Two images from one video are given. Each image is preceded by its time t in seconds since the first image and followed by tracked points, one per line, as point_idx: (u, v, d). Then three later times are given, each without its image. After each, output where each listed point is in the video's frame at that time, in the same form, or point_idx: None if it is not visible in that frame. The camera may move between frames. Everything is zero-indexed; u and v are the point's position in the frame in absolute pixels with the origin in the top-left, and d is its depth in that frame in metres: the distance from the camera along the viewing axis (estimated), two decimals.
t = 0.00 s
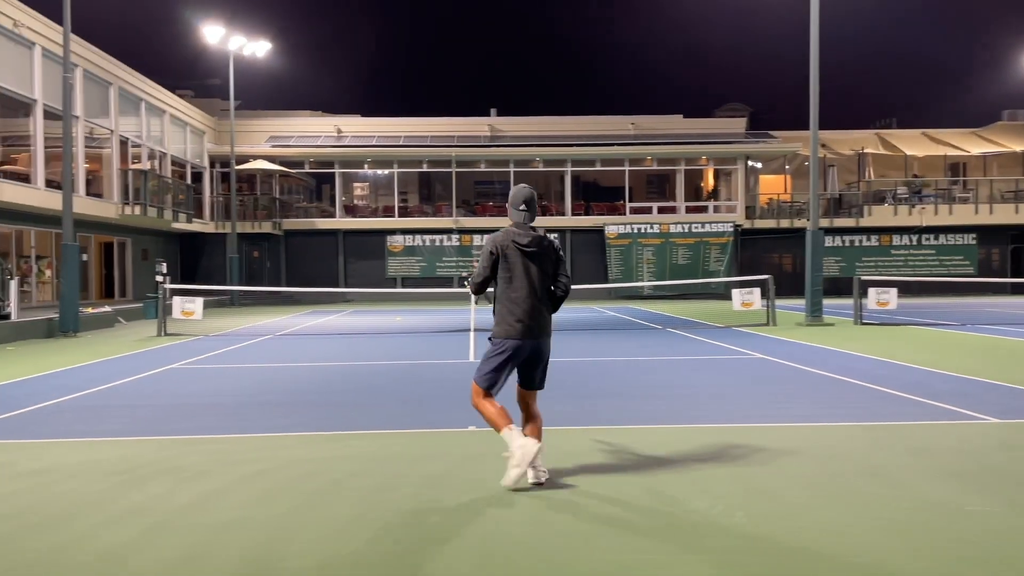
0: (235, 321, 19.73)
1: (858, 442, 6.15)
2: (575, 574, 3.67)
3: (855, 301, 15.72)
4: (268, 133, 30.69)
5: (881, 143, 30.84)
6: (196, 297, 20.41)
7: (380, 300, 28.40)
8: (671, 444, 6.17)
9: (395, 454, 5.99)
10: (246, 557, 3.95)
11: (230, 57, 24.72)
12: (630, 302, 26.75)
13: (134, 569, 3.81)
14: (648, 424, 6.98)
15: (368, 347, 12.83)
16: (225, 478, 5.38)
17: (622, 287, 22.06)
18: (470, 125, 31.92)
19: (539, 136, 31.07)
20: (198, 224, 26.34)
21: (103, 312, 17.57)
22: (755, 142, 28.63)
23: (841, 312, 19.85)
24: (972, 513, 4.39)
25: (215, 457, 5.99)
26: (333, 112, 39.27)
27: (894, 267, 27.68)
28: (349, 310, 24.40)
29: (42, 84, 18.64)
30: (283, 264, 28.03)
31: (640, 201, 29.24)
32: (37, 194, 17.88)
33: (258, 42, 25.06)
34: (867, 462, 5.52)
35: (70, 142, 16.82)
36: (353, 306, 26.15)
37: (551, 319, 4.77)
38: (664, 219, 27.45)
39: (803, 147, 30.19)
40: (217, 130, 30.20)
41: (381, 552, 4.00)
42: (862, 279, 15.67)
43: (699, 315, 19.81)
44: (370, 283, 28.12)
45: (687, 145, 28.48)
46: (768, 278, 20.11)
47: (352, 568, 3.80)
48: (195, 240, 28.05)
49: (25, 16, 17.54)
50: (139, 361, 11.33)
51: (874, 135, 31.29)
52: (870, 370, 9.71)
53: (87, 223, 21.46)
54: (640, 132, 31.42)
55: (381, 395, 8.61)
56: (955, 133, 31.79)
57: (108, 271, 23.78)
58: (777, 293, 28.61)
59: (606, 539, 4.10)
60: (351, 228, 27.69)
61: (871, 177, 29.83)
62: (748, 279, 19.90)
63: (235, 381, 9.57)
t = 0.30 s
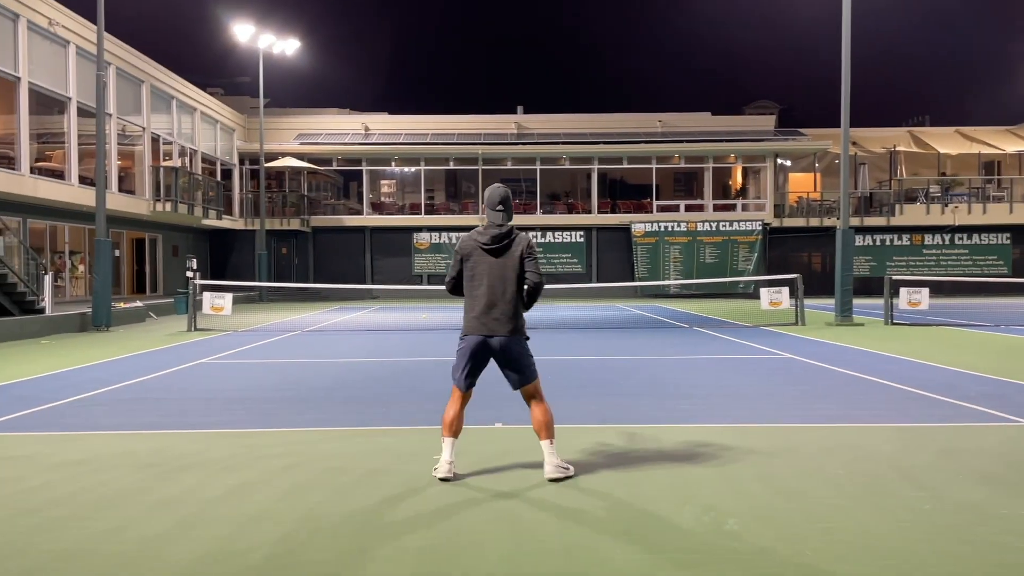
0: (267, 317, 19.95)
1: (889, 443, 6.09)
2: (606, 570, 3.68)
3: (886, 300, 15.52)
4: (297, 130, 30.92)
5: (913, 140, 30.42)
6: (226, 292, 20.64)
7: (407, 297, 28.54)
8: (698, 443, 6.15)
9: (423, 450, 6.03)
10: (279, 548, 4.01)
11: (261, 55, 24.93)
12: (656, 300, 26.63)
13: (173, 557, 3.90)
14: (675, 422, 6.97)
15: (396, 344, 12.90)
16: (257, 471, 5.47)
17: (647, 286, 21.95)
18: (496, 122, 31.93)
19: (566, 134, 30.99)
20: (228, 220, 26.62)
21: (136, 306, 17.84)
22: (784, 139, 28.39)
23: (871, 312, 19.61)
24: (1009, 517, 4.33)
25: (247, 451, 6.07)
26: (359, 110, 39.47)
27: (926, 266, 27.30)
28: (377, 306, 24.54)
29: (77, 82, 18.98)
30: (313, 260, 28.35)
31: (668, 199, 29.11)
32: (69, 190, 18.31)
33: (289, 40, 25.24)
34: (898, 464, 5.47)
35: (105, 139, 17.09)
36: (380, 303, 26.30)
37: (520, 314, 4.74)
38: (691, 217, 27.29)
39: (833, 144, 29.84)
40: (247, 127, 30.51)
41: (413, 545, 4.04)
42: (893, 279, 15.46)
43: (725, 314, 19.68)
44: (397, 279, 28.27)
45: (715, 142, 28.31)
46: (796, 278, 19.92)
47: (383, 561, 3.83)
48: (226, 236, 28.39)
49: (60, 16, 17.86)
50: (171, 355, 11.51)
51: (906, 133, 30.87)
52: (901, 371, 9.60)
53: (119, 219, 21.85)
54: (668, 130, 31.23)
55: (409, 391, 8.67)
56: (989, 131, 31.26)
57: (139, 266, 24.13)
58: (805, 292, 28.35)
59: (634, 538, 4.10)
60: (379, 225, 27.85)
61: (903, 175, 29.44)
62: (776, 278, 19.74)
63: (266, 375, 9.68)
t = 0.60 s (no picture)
0: (282, 314, 20.06)
1: (904, 444, 6.05)
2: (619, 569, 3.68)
3: (902, 300, 15.41)
4: (313, 128, 31.03)
5: (930, 139, 30.20)
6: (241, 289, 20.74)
7: (421, 295, 28.62)
8: (711, 442, 6.13)
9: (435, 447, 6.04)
10: (292, 545, 4.02)
11: (277, 53, 25.01)
12: (670, 299, 26.57)
13: (186, 552, 3.92)
14: (688, 421, 6.94)
15: (410, 341, 12.92)
16: (270, 467, 5.49)
17: (660, 285, 21.91)
18: (509, 121, 31.92)
19: (580, 132, 30.93)
20: (243, 217, 26.73)
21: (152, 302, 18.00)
22: (800, 137, 28.23)
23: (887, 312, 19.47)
24: None
25: (260, 447, 6.10)
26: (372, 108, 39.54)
27: (942, 266, 27.10)
28: (391, 304, 24.60)
29: (94, 80, 19.12)
30: (327, 257, 28.45)
31: (682, 197, 29.04)
32: (88, 188, 18.50)
33: (304, 38, 25.30)
34: (913, 465, 5.42)
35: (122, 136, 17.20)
36: (395, 301, 26.37)
37: (518, 299, 4.73)
38: (705, 216, 27.21)
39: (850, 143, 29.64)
40: (262, 125, 30.65)
41: (425, 542, 4.05)
42: (909, 279, 15.35)
43: (738, 313, 19.59)
44: (412, 277, 28.34)
45: (730, 141, 28.20)
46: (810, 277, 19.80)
47: (395, 559, 3.84)
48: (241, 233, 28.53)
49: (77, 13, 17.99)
50: (186, 351, 11.58)
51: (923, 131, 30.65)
52: (917, 371, 9.52)
53: (136, 216, 22.05)
54: (682, 128, 31.12)
55: (422, 389, 8.67)
56: (1007, 130, 30.98)
57: (156, 263, 24.29)
58: (820, 291, 28.23)
59: (647, 538, 4.08)
60: (394, 222, 27.94)
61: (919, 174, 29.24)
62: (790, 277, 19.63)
63: (279, 372, 9.72)
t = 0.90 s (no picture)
0: (289, 312, 20.11)
1: (910, 444, 6.03)
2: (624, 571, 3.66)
3: (909, 300, 15.36)
4: (318, 127, 31.07)
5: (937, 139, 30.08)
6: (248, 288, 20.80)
7: (427, 294, 28.66)
8: (717, 443, 6.12)
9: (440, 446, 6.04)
10: (295, 544, 4.02)
11: (283, 52, 25.02)
12: (676, 299, 26.54)
13: (189, 551, 3.92)
14: (694, 421, 6.93)
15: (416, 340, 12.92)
16: (274, 466, 5.50)
17: (666, 284, 21.88)
18: (515, 120, 31.91)
19: (585, 131, 30.90)
20: (249, 216, 26.80)
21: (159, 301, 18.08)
22: (806, 137, 28.17)
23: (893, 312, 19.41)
24: None
25: (265, 446, 6.10)
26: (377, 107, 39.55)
27: (949, 266, 27.03)
28: (397, 304, 24.62)
29: (101, 79, 19.18)
30: (333, 257, 28.51)
31: (688, 196, 29.03)
32: (95, 187, 18.55)
33: (311, 38, 25.32)
34: (918, 465, 5.41)
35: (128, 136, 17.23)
36: (400, 299, 26.40)
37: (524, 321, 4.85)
38: (711, 215, 27.18)
39: (857, 142, 29.54)
40: (268, 124, 30.68)
41: (428, 542, 4.05)
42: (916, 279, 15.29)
43: (744, 313, 19.56)
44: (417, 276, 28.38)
45: (737, 140, 28.15)
46: (817, 277, 19.74)
47: (399, 558, 3.84)
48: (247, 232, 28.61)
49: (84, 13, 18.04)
50: (192, 350, 11.61)
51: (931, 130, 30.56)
52: (924, 371, 9.49)
53: (143, 215, 22.16)
54: (689, 127, 31.05)
55: (427, 388, 8.68)
56: (1015, 129, 30.82)
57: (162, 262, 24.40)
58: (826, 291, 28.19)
59: (651, 538, 4.08)
60: (400, 222, 27.99)
61: (926, 174, 29.13)
62: (796, 277, 19.59)
63: (285, 371, 9.74)
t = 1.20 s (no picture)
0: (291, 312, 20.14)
1: (912, 445, 6.02)
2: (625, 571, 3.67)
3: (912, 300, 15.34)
4: (322, 127, 31.11)
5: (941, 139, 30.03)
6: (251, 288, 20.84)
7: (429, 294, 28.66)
8: (718, 443, 6.12)
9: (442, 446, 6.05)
10: (297, 543, 4.03)
11: (287, 52, 25.06)
12: (678, 298, 26.54)
13: (191, 551, 3.93)
14: (696, 421, 6.92)
15: (419, 340, 12.92)
16: (277, 466, 5.50)
17: (669, 285, 21.89)
18: (518, 120, 31.91)
19: (588, 131, 30.88)
20: (253, 216, 26.86)
21: (162, 300, 18.11)
22: (810, 137, 28.15)
23: (896, 312, 19.40)
24: None
25: (267, 446, 6.11)
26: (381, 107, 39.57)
27: (953, 266, 26.98)
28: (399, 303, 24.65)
29: (105, 79, 19.21)
30: (336, 256, 28.54)
31: (691, 196, 29.03)
32: (99, 186, 18.59)
33: (314, 38, 25.34)
34: (920, 466, 5.40)
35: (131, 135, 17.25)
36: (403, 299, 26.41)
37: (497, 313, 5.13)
38: (714, 215, 27.15)
39: (860, 142, 29.50)
40: (271, 124, 30.70)
41: (429, 542, 4.05)
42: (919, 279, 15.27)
43: (746, 313, 19.55)
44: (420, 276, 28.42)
45: (740, 140, 28.12)
46: (820, 277, 19.72)
47: (401, 558, 3.84)
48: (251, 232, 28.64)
49: (88, 12, 18.08)
50: (196, 350, 11.63)
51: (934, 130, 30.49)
52: (926, 372, 9.48)
53: (147, 214, 22.21)
54: (692, 127, 31.02)
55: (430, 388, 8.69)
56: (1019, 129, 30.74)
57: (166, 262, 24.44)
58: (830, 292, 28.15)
59: (651, 538, 4.08)
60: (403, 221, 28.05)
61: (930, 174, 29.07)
62: (799, 278, 19.56)
63: (288, 371, 9.75)
